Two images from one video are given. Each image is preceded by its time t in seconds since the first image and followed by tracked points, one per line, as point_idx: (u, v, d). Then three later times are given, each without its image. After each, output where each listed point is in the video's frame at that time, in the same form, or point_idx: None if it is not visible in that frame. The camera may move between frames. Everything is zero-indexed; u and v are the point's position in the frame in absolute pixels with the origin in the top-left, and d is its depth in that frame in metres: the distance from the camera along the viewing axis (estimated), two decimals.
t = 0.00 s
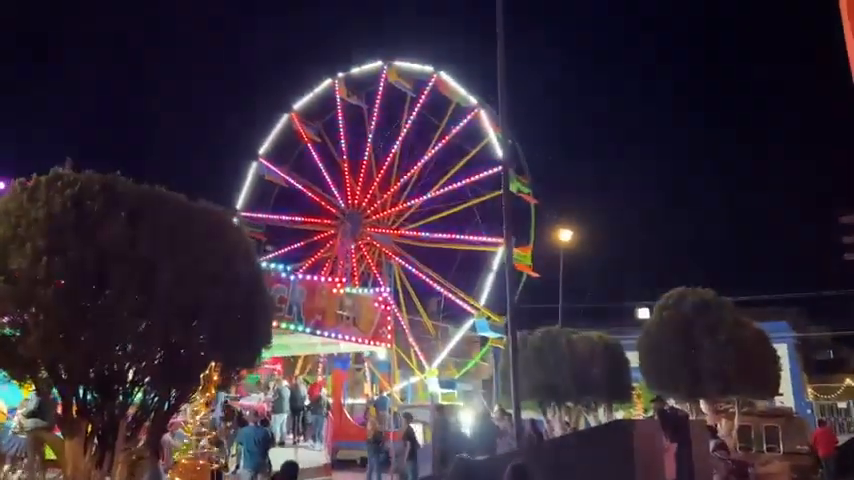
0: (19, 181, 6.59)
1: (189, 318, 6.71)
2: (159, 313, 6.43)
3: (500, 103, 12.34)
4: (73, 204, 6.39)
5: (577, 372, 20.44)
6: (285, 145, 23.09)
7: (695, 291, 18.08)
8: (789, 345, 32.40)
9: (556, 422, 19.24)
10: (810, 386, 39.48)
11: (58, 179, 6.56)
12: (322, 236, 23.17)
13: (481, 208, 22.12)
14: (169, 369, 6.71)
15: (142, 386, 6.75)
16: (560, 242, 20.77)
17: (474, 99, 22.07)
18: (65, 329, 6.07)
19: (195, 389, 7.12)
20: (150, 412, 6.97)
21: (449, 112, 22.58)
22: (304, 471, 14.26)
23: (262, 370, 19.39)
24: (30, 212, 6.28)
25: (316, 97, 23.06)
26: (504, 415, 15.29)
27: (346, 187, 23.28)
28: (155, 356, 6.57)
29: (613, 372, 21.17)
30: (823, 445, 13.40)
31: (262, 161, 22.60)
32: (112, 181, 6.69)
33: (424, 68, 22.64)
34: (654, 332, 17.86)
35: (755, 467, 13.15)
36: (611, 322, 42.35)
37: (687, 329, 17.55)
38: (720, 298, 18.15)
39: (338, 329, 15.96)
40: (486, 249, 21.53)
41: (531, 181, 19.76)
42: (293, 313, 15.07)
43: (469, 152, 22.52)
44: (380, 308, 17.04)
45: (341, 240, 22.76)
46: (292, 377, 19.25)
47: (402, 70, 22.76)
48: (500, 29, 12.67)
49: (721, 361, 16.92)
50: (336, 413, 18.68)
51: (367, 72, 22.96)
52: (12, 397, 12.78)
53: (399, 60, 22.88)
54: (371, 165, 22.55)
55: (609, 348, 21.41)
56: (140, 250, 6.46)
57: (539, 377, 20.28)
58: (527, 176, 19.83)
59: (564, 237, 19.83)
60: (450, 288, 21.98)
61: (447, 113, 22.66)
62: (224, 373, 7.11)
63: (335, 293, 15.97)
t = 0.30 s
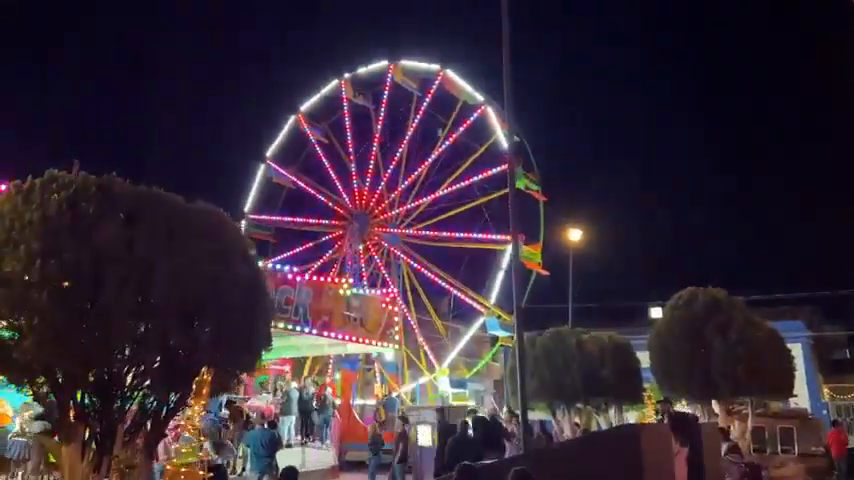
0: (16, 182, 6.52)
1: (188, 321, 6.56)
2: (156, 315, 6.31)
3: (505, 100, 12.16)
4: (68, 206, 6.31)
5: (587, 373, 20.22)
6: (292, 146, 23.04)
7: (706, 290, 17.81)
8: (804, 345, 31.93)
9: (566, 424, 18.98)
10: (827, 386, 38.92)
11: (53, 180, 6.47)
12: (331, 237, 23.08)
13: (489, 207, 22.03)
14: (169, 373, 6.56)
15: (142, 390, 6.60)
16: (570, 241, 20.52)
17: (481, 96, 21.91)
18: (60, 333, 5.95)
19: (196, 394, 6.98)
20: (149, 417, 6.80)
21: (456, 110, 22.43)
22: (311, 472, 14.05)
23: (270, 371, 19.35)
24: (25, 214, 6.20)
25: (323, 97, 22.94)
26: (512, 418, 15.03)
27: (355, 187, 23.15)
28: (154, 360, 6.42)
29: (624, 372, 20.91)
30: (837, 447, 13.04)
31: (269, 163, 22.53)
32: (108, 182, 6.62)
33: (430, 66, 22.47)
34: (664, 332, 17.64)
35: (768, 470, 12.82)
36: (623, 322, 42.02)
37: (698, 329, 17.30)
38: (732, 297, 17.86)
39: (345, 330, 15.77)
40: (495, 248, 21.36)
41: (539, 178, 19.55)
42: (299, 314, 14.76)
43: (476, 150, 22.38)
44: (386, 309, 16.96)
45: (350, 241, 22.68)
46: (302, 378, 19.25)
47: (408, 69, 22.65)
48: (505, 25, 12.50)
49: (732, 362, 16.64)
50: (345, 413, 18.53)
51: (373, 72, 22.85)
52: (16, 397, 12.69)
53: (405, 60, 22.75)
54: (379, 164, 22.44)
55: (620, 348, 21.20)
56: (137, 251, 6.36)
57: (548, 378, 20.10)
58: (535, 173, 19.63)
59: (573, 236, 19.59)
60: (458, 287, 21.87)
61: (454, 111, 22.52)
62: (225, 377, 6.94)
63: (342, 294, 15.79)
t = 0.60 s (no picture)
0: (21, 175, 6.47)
1: (194, 315, 6.48)
2: (161, 310, 6.26)
3: (516, 91, 12.00)
4: (72, 199, 6.25)
5: (601, 368, 20.00)
6: (303, 144, 22.99)
7: (722, 285, 17.54)
8: (823, 340, 31.54)
9: (578, 420, 18.87)
10: (845, 381, 38.42)
11: (57, 173, 6.41)
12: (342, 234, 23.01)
13: (501, 200, 21.87)
14: (175, 368, 6.52)
15: (149, 385, 6.55)
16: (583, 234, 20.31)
17: (491, 89, 21.71)
18: (64, 328, 5.91)
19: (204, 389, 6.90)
20: (155, 412, 6.71)
21: (466, 103, 22.28)
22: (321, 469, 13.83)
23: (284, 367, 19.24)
24: (29, 208, 6.16)
25: (332, 94, 22.91)
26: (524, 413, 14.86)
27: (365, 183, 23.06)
28: (160, 355, 6.36)
29: (638, 368, 20.68)
30: None
31: (280, 161, 22.46)
32: (112, 175, 6.55)
33: (439, 59, 22.31)
34: (679, 328, 17.38)
35: (786, 466, 12.57)
36: (637, 317, 41.72)
37: (714, 324, 17.03)
38: (748, 291, 17.58)
39: (356, 326, 15.68)
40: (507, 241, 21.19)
41: (551, 169, 19.35)
42: (310, 309, 14.58)
43: (487, 143, 22.21)
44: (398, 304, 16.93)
45: (361, 237, 22.62)
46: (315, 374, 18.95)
47: (417, 63, 22.50)
48: (514, 16, 12.32)
49: (750, 357, 16.38)
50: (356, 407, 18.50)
51: (382, 67, 22.73)
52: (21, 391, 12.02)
53: (414, 54, 22.60)
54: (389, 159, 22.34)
55: (634, 343, 20.98)
56: (141, 246, 6.29)
57: (561, 373, 20.00)
58: (547, 165, 19.42)
59: (587, 230, 19.39)
60: (471, 280, 21.73)
61: (464, 104, 22.36)
62: (232, 373, 6.87)
63: (352, 289, 15.66)
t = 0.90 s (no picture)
0: (27, 169, 6.44)
1: (200, 311, 6.41)
2: (166, 305, 6.20)
3: (527, 80, 11.82)
4: (77, 193, 6.20)
5: (615, 362, 19.77)
6: (313, 140, 22.92)
7: (738, 278, 17.26)
8: (842, 332, 31.16)
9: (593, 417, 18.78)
10: None
11: (63, 167, 6.35)
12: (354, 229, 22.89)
13: (513, 191, 21.70)
14: (183, 362, 6.46)
15: (158, 379, 6.52)
16: (597, 228, 20.06)
17: (501, 79, 21.52)
18: (71, 323, 5.90)
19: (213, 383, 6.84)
20: (163, 406, 6.58)
21: (477, 95, 22.12)
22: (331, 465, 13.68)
23: (297, 360, 19.19)
24: (34, 202, 6.11)
25: (342, 90, 22.80)
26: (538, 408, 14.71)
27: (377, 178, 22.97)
28: (168, 349, 6.32)
29: (652, 362, 20.50)
30: None
31: (291, 158, 22.36)
32: (118, 168, 6.47)
33: (449, 51, 22.13)
34: (695, 322, 17.15)
35: (805, 463, 12.32)
36: (653, 310, 41.41)
37: (731, 318, 16.76)
38: (766, 284, 17.28)
39: (369, 320, 15.60)
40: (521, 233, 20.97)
41: (564, 158, 19.14)
42: (322, 304, 14.53)
43: (498, 134, 22.05)
44: (410, 298, 16.83)
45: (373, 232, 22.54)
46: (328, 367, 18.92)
47: (426, 56, 22.36)
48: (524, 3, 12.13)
49: (768, 352, 16.11)
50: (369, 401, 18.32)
51: (391, 61, 22.61)
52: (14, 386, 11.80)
53: (423, 47, 22.45)
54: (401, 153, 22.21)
55: (648, 337, 20.80)
56: (146, 240, 6.24)
57: (574, 366, 19.75)
58: (559, 154, 19.22)
59: (601, 223, 19.16)
60: (484, 272, 21.59)
61: (475, 96, 22.21)
62: (241, 368, 6.77)
63: (365, 283, 15.56)
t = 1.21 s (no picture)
0: (33, 166, 6.42)
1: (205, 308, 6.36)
2: (172, 302, 6.15)
3: (537, 72, 11.70)
4: (81, 191, 6.18)
5: (627, 358, 19.63)
6: (323, 138, 22.89)
7: (753, 272, 17.03)
8: None
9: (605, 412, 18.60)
10: None
11: (68, 164, 6.33)
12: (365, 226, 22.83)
13: (524, 184, 21.56)
14: (190, 360, 6.40)
15: (166, 375, 6.48)
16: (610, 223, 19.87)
17: (510, 71, 21.37)
18: (76, 320, 5.87)
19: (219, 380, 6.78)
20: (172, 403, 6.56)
21: (485, 88, 22.07)
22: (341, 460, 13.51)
23: (309, 357, 19.17)
24: (40, 200, 6.09)
25: (350, 88, 22.81)
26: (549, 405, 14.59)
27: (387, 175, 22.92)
28: (174, 347, 6.27)
29: (664, 357, 20.33)
30: None
31: (301, 157, 22.35)
32: (123, 165, 6.44)
33: (456, 45, 22.02)
34: (708, 317, 16.94)
35: (822, 461, 12.11)
36: (668, 305, 41.09)
37: (745, 313, 16.53)
38: (781, 279, 17.04)
39: (379, 315, 15.56)
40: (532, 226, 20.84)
41: (574, 149, 19.07)
42: (333, 299, 14.50)
43: (508, 127, 21.94)
44: (419, 293, 16.83)
45: (384, 228, 22.53)
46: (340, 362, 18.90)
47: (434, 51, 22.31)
48: None
49: (783, 348, 15.87)
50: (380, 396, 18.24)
51: (399, 57, 22.60)
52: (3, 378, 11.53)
53: (430, 42, 22.28)
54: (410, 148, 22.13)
55: (660, 333, 20.62)
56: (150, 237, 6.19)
57: (586, 361, 19.46)
58: (570, 145, 19.12)
59: (613, 218, 18.98)
60: (496, 265, 21.49)
61: (484, 90, 22.17)
62: (248, 365, 6.73)
63: (375, 279, 15.51)
